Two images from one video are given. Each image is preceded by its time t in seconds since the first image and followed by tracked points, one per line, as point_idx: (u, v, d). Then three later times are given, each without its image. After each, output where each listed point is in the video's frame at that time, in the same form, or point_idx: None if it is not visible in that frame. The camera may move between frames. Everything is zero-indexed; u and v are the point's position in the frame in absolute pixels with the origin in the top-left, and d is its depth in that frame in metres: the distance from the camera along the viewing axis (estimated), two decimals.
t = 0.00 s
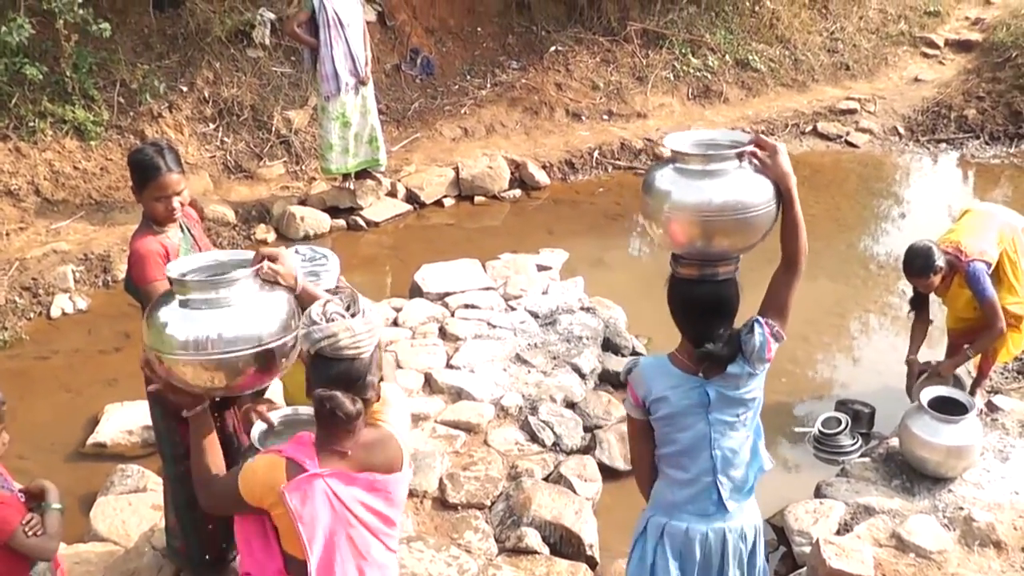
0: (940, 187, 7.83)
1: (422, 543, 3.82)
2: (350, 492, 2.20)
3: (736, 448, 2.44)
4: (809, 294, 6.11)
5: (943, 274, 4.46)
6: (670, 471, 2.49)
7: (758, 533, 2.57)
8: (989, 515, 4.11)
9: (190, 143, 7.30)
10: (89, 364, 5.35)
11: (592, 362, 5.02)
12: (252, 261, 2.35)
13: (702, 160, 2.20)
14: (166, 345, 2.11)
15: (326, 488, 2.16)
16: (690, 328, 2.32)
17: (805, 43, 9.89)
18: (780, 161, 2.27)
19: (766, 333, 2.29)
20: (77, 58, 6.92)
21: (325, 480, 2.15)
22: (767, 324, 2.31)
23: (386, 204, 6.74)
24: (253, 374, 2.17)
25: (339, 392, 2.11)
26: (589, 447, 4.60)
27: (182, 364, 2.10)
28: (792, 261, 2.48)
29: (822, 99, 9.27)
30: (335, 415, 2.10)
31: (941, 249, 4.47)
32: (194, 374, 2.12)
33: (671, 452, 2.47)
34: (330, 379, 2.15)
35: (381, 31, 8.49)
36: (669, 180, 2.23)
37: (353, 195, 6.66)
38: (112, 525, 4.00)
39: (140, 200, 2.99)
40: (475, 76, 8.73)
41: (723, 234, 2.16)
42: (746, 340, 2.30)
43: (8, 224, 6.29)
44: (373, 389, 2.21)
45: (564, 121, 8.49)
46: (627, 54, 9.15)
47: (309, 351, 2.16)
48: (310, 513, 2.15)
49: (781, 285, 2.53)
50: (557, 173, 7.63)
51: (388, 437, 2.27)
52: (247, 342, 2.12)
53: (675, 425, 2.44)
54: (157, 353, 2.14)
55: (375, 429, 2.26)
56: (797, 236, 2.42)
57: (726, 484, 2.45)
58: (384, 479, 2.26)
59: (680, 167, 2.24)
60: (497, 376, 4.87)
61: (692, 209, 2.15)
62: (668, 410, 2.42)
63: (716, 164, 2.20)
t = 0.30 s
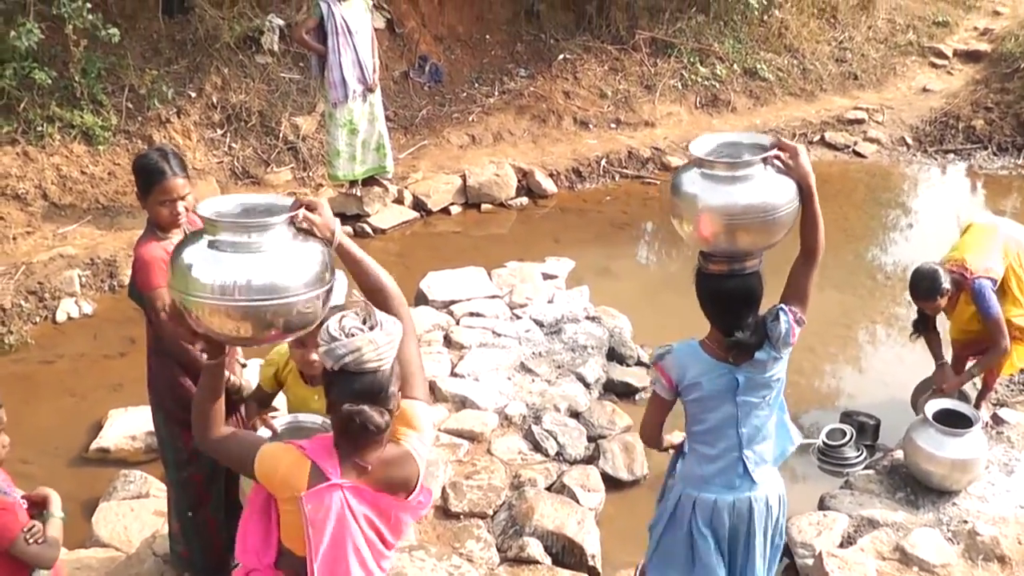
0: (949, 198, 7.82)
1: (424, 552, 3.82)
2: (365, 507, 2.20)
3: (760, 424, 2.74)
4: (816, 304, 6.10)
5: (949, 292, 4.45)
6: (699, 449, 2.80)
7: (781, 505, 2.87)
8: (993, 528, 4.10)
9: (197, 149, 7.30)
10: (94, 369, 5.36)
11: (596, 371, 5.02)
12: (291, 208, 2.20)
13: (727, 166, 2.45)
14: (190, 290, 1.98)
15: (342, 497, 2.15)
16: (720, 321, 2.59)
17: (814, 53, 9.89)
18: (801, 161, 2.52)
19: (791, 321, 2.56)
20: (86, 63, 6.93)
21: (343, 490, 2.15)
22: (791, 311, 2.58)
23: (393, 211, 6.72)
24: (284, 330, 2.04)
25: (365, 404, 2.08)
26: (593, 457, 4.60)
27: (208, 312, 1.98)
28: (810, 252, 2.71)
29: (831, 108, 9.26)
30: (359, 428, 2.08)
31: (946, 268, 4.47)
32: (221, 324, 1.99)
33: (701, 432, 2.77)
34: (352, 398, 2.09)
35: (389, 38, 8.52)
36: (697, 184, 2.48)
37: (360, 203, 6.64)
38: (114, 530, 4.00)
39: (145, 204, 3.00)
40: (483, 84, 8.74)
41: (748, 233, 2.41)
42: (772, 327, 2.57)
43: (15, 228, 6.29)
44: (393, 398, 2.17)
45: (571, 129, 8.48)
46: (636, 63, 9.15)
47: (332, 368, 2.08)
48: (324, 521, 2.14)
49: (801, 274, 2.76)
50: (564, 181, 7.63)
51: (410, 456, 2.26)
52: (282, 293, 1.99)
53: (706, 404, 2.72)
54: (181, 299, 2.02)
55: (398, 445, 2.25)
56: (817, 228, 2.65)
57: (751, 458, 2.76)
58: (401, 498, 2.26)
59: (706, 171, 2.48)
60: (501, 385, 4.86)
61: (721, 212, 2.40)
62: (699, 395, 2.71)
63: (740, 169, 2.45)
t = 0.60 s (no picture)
0: (942, 207, 7.82)
1: (411, 563, 3.81)
2: (352, 508, 2.20)
3: (749, 411, 2.77)
4: (807, 314, 6.10)
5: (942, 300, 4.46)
6: (688, 430, 2.82)
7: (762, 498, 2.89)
8: (982, 539, 4.10)
9: (189, 157, 7.28)
10: (83, 378, 5.35)
11: (586, 381, 5.01)
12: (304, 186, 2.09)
13: (725, 158, 2.49)
14: (196, 269, 1.88)
15: (327, 499, 2.15)
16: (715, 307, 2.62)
17: (806, 62, 9.90)
18: (793, 152, 2.59)
19: (783, 306, 2.61)
20: (78, 71, 6.93)
21: (327, 491, 2.15)
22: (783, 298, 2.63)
23: (384, 220, 6.71)
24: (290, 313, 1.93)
25: (333, 397, 2.12)
26: (581, 467, 4.59)
27: (214, 293, 1.87)
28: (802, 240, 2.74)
29: (823, 118, 9.27)
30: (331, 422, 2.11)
31: (939, 276, 4.47)
32: (226, 304, 1.88)
33: (692, 413, 2.80)
34: (316, 397, 2.11)
35: (382, 46, 8.52)
36: (694, 175, 2.52)
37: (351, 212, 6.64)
38: (100, 540, 3.99)
39: (132, 214, 2.99)
40: (475, 93, 8.74)
41: (747, 221, 2.45)
42: (766, 311, 2.62)
43: (5, 236, 6.28)
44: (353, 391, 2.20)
45: (564, 138, 8.48)
46: (628, 72, 9.16)
47: (289, 370, 2.10)
48: (312, 526, 2.14)
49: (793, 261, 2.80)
50: (556, 190, 7.62)
51: (386, 451, 2.26)
52: (291, 273, 1.87)
53: (698, 385, 2.75)
54: (186, 277, 1.91)
55: (373, 441, 2.26)
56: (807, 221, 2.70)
57: (738, 444, 2.79)
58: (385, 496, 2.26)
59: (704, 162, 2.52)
60: (490, 395, 4.86)
61: (721, 201, 2.44)
62: (693, 376, 2.73)
63: (737, 161, 2.49)
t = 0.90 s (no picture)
0: (938, 208, 7.82)
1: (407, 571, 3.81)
2: (334, 516, 2.24)
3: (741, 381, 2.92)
4: (804, 316, 6.10)
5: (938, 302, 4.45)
6: (687, 410, 2.92)
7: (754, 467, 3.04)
8: (979, 540, 4.10)
9: (184, 165, 7.26)
10: (80, 388, 5.35)
11: (582, 386, 5.01)
12: (306, 211, 2.19)
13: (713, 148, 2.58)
14: (210, 301, 1.98)
15: (310, 507, 2.19)
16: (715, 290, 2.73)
17: (801, 64, 9.91)
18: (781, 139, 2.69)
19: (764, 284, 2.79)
20: (73, 80, 6.93)
21: (311, 499, 2.20)
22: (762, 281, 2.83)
23: (379, 226, 6.70)
24: (299, 341, 2.05)
25: (309, 402, 2.15)
26: (578, 471, 4.57)
27: (225, 321, 1.98)
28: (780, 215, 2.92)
29: (818, 119, 9.26)
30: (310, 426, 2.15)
31: (935, 278, 4.45)
32: (237, 332, 1.99)
33: (690, 393, 2.90)
34: (292, 404, 2.14)
35: (376, 53, 8.52)
36: (684, 163, 2.61)
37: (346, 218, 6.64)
38: (98, 551, 3.99)
39: (124, 224, 2.98)
40: (470, 98, 8.73)
41: (735, 208, 2.55)
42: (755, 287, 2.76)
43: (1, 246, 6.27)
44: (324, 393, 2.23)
45: (559, 142, 8.48)
46: (623, 76, 9.16)
47: (267, 379, 2.12)
48: (298, 533, 2.18)
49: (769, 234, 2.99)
50: (552, 195, 7.62)
51: (365, 455, 2.31)
52: (300, 299, 1.98)
53: (698, 365, 2.85)
54: (199, 308, 2.02)
55: (351, 446, 2.31)
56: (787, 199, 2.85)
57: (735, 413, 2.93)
58: (364, 503, 2.31)
59: (694, 151, 2.62)
60: (487, 401, 4.86)
61: (709, 189, 2.53)
62: (693, 357, 2.84)
63: (725, 151, 2.58)
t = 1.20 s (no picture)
0: (926, 204, 7.82)
1: None
2: (312, 530, 2.22)
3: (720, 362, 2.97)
4: (791, 315, 6.08)
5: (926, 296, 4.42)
6: (677, 402, 2.92)
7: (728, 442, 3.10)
8: (968, 537, 4.09)
9: (168, 178, 7.25)
10: (66, 404, 5.33)
11: (569, 391, 4.99)
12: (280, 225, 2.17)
13: (686, 137, 2.74)
14: (186, 317, 1.97)
15: (286, 520, 2.17)
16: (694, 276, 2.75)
17: (785, 63, 9.91)
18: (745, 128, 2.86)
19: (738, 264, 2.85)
20: (54, 94, 6.91)
21: (286, 512, 2.17)
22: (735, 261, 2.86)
23: (365, 235, 6.68)
24: (278, 357, 2.03)
25: (287, 415, 2.13)
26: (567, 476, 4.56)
27: (202, 339, 1.97)
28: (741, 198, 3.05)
29: (804, 118, 9.26)
30: (288, 439, 2.12)
31: (923, 271, 4.43)
32: (214, 350, 1.98)
33: (679, 385, 2.89)
34: (269, 416, 2.10)
35: (359, 61, 8.48)
36: (658, 153, 2.76)
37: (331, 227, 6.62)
38: (83, 567, 3.97)
39: (100, 240, 2.95)
40: (454, 104, 8.72)
41: (708, 196, 2.69)
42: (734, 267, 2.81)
43: None
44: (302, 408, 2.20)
45: (544, 147, 8.48)
46: (607, 79, 9.17)
47: (246, 394, 2.10)
48: (273, 547, 2.15)
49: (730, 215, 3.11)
50: (538, 200, 7.61)
51: (340, 467, 2.28)
52: (277, 316, 1.98)
53: (687, 356, 2.85)
54: (175, 325, 2.01)
55: (326, 457, 2.28)
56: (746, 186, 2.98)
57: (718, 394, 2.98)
58: (341, 516, 2.28)
59: (667, 142, 2.77)
60: (473, 408, 4.84)
61: (682, 177, 2.68)
62: (683, 348, 2.83)
63: (697, 141, 2.74)
